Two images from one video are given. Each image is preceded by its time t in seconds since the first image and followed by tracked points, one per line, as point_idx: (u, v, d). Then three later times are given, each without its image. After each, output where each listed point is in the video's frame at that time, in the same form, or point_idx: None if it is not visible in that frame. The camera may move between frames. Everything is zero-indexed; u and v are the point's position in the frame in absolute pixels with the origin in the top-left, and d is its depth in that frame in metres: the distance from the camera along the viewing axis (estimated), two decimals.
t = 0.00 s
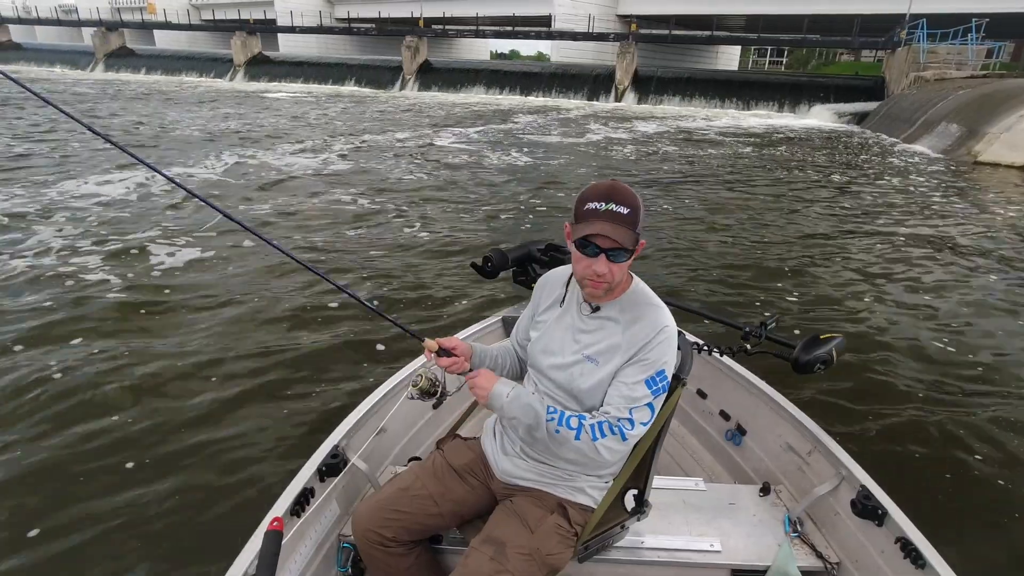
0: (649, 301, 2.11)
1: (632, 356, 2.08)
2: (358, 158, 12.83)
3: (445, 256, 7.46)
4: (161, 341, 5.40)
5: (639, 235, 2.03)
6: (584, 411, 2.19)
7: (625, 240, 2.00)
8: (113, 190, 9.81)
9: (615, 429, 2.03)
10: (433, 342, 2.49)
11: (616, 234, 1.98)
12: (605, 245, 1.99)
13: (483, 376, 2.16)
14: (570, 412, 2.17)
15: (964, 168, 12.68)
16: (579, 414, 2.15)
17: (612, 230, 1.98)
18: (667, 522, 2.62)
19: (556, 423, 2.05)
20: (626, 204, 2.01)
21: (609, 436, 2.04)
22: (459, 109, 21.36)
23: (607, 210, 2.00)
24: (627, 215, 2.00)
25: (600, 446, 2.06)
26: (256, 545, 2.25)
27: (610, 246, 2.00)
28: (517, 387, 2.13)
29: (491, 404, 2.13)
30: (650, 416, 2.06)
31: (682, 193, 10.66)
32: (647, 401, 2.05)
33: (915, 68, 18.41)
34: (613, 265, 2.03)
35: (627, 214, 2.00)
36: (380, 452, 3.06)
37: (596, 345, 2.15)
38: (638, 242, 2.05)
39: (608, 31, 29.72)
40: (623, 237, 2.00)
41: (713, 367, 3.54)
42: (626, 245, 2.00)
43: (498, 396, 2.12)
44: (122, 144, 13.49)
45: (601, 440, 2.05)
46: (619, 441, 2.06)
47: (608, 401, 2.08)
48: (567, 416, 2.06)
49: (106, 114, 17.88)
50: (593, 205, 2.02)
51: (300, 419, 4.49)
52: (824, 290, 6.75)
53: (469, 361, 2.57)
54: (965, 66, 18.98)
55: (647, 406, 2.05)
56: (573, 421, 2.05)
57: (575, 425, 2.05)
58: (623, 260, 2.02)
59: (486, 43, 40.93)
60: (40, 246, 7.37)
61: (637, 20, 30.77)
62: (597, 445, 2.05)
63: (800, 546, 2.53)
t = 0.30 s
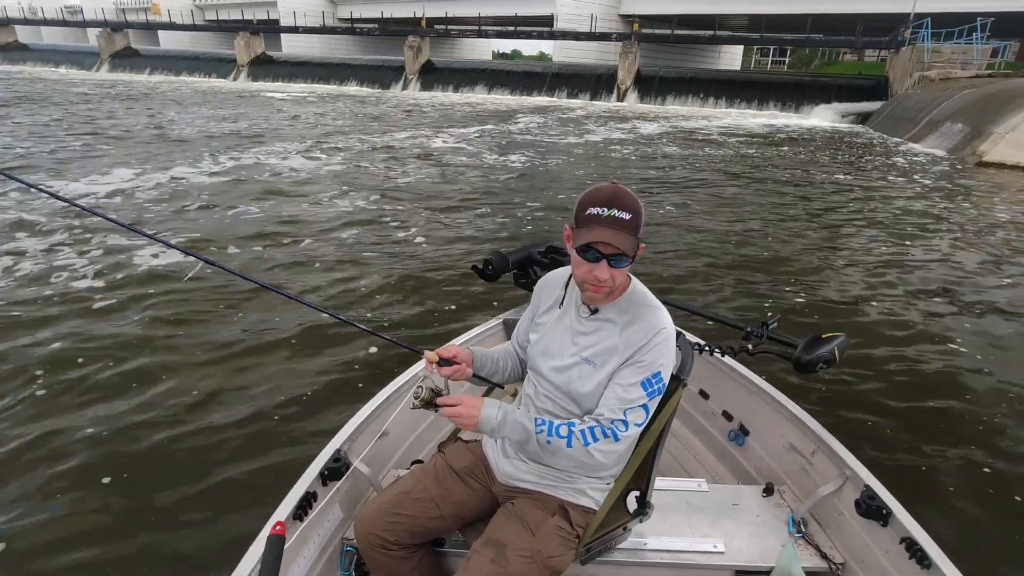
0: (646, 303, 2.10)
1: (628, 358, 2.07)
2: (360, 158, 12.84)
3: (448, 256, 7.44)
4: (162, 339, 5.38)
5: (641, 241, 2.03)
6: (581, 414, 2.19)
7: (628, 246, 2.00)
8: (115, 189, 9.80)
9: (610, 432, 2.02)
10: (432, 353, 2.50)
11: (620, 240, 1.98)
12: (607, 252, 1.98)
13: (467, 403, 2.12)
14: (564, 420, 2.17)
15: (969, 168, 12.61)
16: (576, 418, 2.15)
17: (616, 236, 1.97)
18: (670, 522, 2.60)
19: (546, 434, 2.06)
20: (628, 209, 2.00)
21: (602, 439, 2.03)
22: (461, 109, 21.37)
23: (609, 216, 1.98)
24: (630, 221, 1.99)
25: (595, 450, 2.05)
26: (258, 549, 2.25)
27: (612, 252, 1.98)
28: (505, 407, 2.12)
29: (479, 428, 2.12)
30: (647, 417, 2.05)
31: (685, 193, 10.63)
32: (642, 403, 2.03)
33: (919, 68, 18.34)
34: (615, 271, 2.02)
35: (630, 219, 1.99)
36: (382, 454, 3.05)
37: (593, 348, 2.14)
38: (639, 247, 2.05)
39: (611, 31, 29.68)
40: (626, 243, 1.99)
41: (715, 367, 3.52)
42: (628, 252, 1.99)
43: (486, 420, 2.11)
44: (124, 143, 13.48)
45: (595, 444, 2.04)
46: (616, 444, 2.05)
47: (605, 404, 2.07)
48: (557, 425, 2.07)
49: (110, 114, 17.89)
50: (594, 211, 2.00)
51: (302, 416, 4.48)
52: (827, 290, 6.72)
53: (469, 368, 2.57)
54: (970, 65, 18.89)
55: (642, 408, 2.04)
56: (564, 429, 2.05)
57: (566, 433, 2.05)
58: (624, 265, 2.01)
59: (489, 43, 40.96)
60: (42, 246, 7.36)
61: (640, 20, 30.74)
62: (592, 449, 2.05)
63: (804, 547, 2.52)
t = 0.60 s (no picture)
0: (650, 306, 2.09)
1: (633, 362, 2.06)
2: (362, 157, 12.83)
3: (449, 257, 7.43)
4: (162, 340, 5.36)
5: (648, 244, 2.04)
6: (584, 419, 2.18)
7: (639, 251, 1.99)
8: (116, 188, 9.78)
9: (615, 438, 2.01)
10: (433, 360, 2.50)
11: (630, 245, 1.97)
12: (617, 256, 1.97)
13: (470, 425, 2.09)
14: (568, 429, 2.16)
15: (972, 168, 12.59)
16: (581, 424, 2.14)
17: (627, 241, 1.96)
18: (673, 523, 2.60)
19: (551, 447, 2.05)
20: (638, 214, 1.99)
21: (608, 446, 2.02)
22: (463, 108, 21.36)
23: (620, 221, 1.97)
24: (640, 225, 1.99)
25: (600, 457, 2.04)
26: (261, 555, 2.25)
27: (622, 257, 1.98)
28: (507, 425, 2.11)
29: (484, 449, 2.09)
30: (652, 421, 2.04)
31: (687, 193, 10.61)
32: (647, 408, 2.02)
33: (922, 68, 18.31)
34: (624, 275, 2.02)
35: (640, 224, 1.99)
36: (385, 458, 3.05)
37: (596, 351, 2.13)
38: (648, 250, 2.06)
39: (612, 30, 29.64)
40: (637, 248, 1.98)
41: (716, 366, 3.52)
42: (640, 256, 1.99)
43: (490, 440, 2.08)
44: (125, 142, 13.46)
45: (600, 452, 2.03)
46: (621, 449, 2.04)
47: (609, 409, 2.07)
48: (562, 436, 2.06)
49: (110, 113, 17.84)
50: (604, 215, 1.99)
51: (304, 417, 4.47)
52: (830, 290, 6.70)
53: (470, 374, 2.57)
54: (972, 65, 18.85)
55: (647, 412, 2.03)
56: (569, 440, 2.04)
57: (571, 443, 2.04)
58: (633, 269, 2.01)
59: (490, 42, 40.93)
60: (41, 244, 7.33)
61: (642, 20, 30.72)
62: (596, 456, 2.04)
63: (808, 547, 2.52)
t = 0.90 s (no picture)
0: (650, 304, 2.09)
1: (633, 361, 2.06)
2: (362, 157, 12.83)
3: (449, 258, 7.42)
4: (161, 340, 5.36)
5: (644, 244, 2.01)
6: (585, 418, 2.18)
7: (630, 251, 1.97)
8: (115, 188, 9.78)
9: (616, 438, 2.01)
10: (432, 360, 2.51)
11: (620, 242, 1.96)
12: (607, 252, 1.97)
13: (471, 430, 2.10)
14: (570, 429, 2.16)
15: (972, 167, 12.58)
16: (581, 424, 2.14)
17: (617, 240, 1.96)
18: (672, 522, 2.60)
19: (553, 448, 2.05)
20: (631, 212, 1.98)
21: (609, 447, 2.02)
22: (463, 108, 21.35)
23: (612, 219, 1.98)
24: (633, 224, 1.98)
25: (602, 457, 2.04)
26: (260, 552, 2.25)
27: (612, 256, 1.97)
28: (509, 427, 2.10)
29: (486, 451, 2.09)
30: (653, 420, 2.04)
31: (687, 193, 10.60)
32: (648, 407, 2.02)
33: (922, 67, 18.29)
34: (615, 273, 2.01)
35: (633, 223, 1.97)
36: (384, 457, 3.05)
37: (597, 349, 2.13)
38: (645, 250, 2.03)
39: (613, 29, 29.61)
40: (628, 247, 1.97)
41: (716, 366, 3.51)
42: (631, 256, 1.97)
43: (491, 443, 2.08)
44: (125, 143, 13.44)
45: (602, 452, 2.03)
46: (622, 449, 2.04)
47: (610, 408, 2.06)
48: (564, 436, 2.05)
49: (109, 113, 17.82)
50: (599, 213, 2.00)
51: (303, 417, 4.47)
52: (830, 290, 6.69)
53: (470, 373, 2.57)
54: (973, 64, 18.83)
55: (648, 411, 2.02)
56: (570, 441, 2.04)
57: (572, 444, 2.04)
58: (626, 268, 1.99)
59: (490, 41, 40.90)
60: (40, 244, 7.33)
61: (642, 19, 30.69)
62: (598, 457, 2.04)
63: (807, 546, 2.51)
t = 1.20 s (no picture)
0: (646, 303, 2.10)
1: (629, 360, 2.06)
2: (363, 158, 12.87)
3: (449, 258, 7.43)
4: (162, 340, 5.39)
5: (620, 237, 2.00)
6: (580, 416, 2.19)
7: (595, 233, 2.00)
8: (117, 189, 9.81)
9: (613, 438, 2.02)
10: (427, 356, 2.52)
11: (589, 223, 2.01)
12: (573, 228, 2.02)
13: (468, 425, 2.10)
14: (567, 428, 2.16)
15: (975, 167, 12.55)
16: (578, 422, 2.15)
17: (588, 218, 2.02)
18: (668, 522, 2.60)
19: (551, 446, 2.05)
20: (615, 202, 2.01)
21: (607, 446, 2.02)
22: (464, 108, 21.38)
23: (592, 202, 2.05)
24: (609, 211, 2.01)
25: (600, 457, 2.05)
26: (256, 548, 2.26)
27: (577, 233, 2.02)
28: (506, 424, 2.10)
29: (484, 447, 2.09)
30: (650, 420, 2.05)
31: (688, 193, 10.60)
32: (645, 406, 2.03)
33: (925, 66, 18.24)
34: (579, 254, 2.03)
35: (609, 210, 2.01)
36: (381, 454, 3.06)
37: (593, 347, 2.14)
38: (625, 246, 2.02)
39: (614, 29, 29.60)
40: (594, 229, 2.01)
41: (713, 366, 3.52)
42: (594, 238, 2.00)
43: (490, 439, 2.08)
44: (127, 144, 13.50)
45: (600, 451, 2.04)
46: (619, 448, 2.04)
47: (607, 407, 2.07)
48: (562, 435, 2.05)
49: (112, 114, 17.89)
50: (585, 197, 2.08)
51: (302, 416, 4.49)
52: (831, 290, 6.67)
53: (467, 370, 2.57)
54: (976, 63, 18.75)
55: (645, 411, 2.03)
56: (568, 439, 2.04)
57: (570, 442, 2.04)
58: (591, 250, 2.01)
59: (492, 41, 40.92)
60: (42, 245, 7.37)
61: (644, 18, 30.67)
62: (595, 456, 2.04)
63: (802, 546, 2.51)
